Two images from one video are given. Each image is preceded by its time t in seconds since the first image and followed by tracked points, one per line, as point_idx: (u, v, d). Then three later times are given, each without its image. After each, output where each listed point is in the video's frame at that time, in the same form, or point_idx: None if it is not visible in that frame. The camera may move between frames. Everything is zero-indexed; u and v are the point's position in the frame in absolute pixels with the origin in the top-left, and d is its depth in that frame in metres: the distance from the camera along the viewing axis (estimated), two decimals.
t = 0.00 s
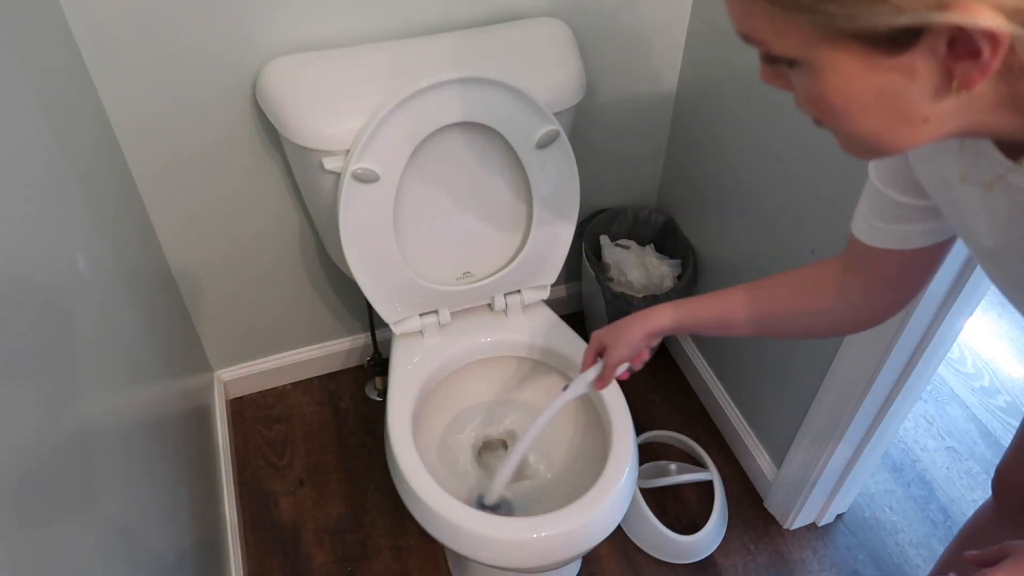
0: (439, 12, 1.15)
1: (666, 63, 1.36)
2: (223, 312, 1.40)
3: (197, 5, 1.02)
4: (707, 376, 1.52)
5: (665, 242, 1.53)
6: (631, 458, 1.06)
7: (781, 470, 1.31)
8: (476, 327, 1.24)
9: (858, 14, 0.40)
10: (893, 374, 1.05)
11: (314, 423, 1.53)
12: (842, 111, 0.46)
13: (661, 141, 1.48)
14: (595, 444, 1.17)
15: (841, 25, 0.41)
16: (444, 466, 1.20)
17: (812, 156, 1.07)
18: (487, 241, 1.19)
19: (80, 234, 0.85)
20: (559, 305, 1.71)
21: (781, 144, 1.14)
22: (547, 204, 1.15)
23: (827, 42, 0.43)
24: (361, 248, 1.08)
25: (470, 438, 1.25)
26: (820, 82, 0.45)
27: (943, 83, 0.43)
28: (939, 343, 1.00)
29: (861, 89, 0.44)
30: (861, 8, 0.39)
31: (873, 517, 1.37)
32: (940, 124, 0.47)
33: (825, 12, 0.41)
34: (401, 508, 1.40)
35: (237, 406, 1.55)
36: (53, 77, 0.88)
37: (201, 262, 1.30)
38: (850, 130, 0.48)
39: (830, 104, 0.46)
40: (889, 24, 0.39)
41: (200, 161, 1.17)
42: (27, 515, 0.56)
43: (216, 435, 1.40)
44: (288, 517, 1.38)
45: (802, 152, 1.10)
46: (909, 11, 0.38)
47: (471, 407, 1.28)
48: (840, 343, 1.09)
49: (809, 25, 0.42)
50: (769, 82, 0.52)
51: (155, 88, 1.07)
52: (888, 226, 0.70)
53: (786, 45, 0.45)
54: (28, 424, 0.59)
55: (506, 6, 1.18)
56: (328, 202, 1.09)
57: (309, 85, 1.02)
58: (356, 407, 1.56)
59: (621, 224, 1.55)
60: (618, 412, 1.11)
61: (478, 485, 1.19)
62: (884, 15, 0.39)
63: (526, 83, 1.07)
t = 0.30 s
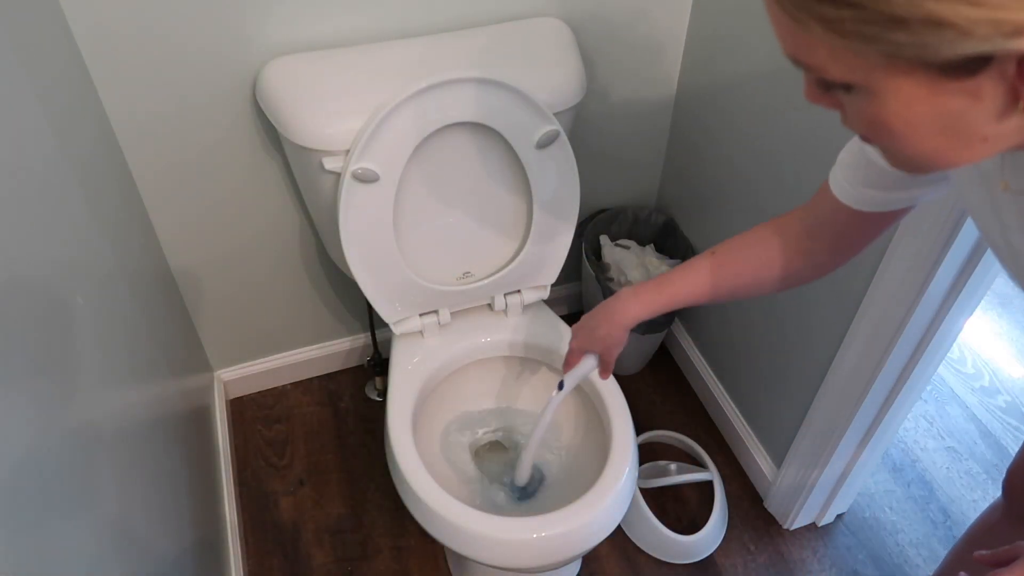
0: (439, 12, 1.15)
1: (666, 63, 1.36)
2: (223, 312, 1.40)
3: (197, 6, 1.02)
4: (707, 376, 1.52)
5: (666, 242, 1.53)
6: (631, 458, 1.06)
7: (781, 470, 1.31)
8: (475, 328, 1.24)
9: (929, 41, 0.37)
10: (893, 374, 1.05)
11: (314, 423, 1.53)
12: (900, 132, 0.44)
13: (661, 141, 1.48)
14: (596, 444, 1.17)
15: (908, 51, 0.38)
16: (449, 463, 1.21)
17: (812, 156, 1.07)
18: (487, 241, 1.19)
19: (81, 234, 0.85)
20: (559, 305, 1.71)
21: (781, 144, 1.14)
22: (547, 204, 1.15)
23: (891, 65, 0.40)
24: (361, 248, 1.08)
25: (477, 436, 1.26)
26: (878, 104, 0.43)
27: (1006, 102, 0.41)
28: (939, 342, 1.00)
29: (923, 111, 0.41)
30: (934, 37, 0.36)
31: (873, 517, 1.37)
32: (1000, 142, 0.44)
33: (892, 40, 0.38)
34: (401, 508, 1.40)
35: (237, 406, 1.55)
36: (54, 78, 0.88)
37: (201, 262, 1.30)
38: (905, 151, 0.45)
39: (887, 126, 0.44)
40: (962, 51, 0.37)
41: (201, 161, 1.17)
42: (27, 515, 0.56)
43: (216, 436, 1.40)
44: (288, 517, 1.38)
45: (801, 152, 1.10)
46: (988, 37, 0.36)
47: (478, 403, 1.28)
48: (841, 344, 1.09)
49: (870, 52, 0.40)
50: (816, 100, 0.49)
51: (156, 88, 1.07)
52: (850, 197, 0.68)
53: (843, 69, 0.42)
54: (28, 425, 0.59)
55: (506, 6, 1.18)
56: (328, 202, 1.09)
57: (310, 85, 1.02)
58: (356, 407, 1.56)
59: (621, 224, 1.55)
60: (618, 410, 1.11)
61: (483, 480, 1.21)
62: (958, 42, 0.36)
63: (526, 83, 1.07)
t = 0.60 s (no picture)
0: (439, 12, 1.15)
1: (666, 63, 1.36)
2: (223, 312, 1.40)
3: (198, 6, 1.02)
4: (707, 376, 1.52)
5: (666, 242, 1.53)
6: (631, 458, 1.06)
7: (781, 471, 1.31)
8: (475, 327, 1.24)
9: (944, 202, 0.36)
10: (893, 374, 1.05)
11: (314, 423, 1.53)
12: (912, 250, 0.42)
13: (661, 140, 1.48)
14: (596, 443, 1.17)
15: (921, 208, 0.37)
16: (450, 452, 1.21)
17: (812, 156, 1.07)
18: (486, 241, 1.19)
19: (81, 235, 0.85)
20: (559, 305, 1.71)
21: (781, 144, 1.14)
22: (547, 205, 1.15)
23: (895, 218, 0.40)
24: (360, 248, 1.08)
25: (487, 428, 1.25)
26: (889, 231, 0.42)
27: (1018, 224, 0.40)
28: (939, 343, 1.00)
29: (934, 239, 0.40)
30: (950, 197, 0.35)
31: (873, 517, 1.37)
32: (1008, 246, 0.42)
33: (902, 199, 0.36)
34: (401, 508, 1.40)
35: (237, 406, 1.55)
36: (54, 78, 0.88)
37: (200, 262, 1.30)
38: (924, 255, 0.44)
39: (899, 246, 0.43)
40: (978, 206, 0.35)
41: (200, 161, 1.17)
42: (27, 519, 0.56)
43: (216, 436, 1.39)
44: (288, 517, 1.38)
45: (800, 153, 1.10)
46: (1011, 194, 0.34)
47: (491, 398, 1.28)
48: (841, 344, 1.09)
49: (880, 206, 0.38)
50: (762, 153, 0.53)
51: (155, 88, 1.07)
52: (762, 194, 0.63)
53: (847, 208, 0.41)
54: (28, 428, 0.59)
55: (506, 6, 1.18)
56: (328, 202, 1.09)
57: (309, 85, 1.02)
58: (356, 407, 1.56)
59: (621, 224, 1.54)
60: (618, 410, 1.12)
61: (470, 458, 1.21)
62: (979, 198, 0.35)
63: (526, 83, 1.07)
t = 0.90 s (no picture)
0: (439, 12, 1.15)
1: (666, 63, 1.36)
2: (223, 312, 1.40)
3: (198, 6, 1.02)
4: (707, 376, 1.52)
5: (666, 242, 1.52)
6: (631, 458, 1.06)
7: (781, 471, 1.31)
8: (475, 328, 1.24)
9: (875, 238, 0.34)
10: (892, 375, 1.05)
11: (314, 423, 1.53)
12: (869, 269, 0.41)
13: (661, 140, 1.48)
14: (595, 443, 1.18)
15: (853, 241, 0.36)
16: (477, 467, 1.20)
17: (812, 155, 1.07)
18: (486, 241, 1.19)
19: (81, 235, 0.85)
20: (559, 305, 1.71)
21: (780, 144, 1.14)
22: (547, 204, 1.15)
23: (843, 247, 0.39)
24: (361, 248, 1.08)
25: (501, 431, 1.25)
26: (842, 258, 0.41)
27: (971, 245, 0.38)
28: (939, 343, 1.00)
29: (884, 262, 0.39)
30: (878, 234, 0.34)
31: (874, 517, 1.37)
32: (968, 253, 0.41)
33: (839, 234, 0.35)
34: (401, 508, 1.40)
35: (237, 406, 1.55)
36: (53, 79, 0.88)
37: (201, 262, 1.30)
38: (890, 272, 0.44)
39: (855, 267, 0.42)
40: (912, 237, 0.34)
41: (200, 161, 1.17)
42: (27, 520, 0.56)
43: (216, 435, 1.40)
44: (288, 517, 1.38)
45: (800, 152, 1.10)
46: (928, 228, 0.33)
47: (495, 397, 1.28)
48: (841, 344, 1.09)
49: (818, 240, 0.37)
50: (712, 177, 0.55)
51: (155, 88, 1.07)
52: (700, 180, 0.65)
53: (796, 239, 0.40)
54: (29, 429, 0.59)
55: (506, 6, 1.18)
56: (328, 202, 1.09)
57: (309, 85, 1.02)
58: (356, 407, 1.56)
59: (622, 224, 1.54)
60: (618, 409, 1.12)
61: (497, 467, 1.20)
62: (907, 234, 0.33)
63: (526, 83, 1.07)
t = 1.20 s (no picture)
0: (439, 12, 1.15)
1: (666, 63, 1.36)
2: (223, 312, 1.40)
3: (198, 6, 1.02)
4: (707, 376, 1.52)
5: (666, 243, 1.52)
6: (631, 458, 1.06)
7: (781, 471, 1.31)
8: (476, 328, 1.24)
9: (801, 60, 0.41)
10: (893, 375, 1.05)
11: (314, 423, 1.53)
12: (809, 137, 0.47)
13: (661, 141, 1.48)
14: (595, 443, 1.17)
15: (784, 66, 0.42)
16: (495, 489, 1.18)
17: (811, 154, 1.07)
18: (486, 241, 1.19)
19: (81, 234, 0.86)
20: (559, 305, 1.71)
21: (780, 144, 1.14)
22: (547, 204, 1.15)
23: (790, 80, 0.44)
24: (361, 248, 1.08)
25: (482, 437, 1.24)
26: (786, 115, 0.47)
27: (902, 112, 0.44)
28: (939, 343, 1.00)
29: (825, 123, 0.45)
30: (807, 54, 0.40)
31: (874, 517, 1.37)
32: (907, 142, 0.47)
33: (769, 58, 0.42)
34: (401, 508, 1.40)
35: (237, 406, 1.55)
36: (53, 78, 0.88)
37: (201, 262, 1.30)
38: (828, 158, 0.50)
39: (799, 134, 0.48)
40: (827, 64, 0.41)
41: (200, 161, 1.17)
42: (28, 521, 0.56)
43: (216, 435, 1.40)
44: (288, 517, 1.38)
45: (800, 152, 1.10)
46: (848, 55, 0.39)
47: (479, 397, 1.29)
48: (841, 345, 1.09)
49: (760, 68, 0.44)
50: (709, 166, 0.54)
51: (155, 88, 1.07)
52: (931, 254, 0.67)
53: (745, 79, 0.47)
54: (29, 429, 0.59)
55: (506, 6, 1.18)
56: (328, 202, 1.09)
57: (310, 85, 1.02)
58: (356, 407, 1.56)
59: (621, 224, 1.54)
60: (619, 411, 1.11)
61: (511, 484, 1.19)
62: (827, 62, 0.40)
63: (527, 83, 1.07)
